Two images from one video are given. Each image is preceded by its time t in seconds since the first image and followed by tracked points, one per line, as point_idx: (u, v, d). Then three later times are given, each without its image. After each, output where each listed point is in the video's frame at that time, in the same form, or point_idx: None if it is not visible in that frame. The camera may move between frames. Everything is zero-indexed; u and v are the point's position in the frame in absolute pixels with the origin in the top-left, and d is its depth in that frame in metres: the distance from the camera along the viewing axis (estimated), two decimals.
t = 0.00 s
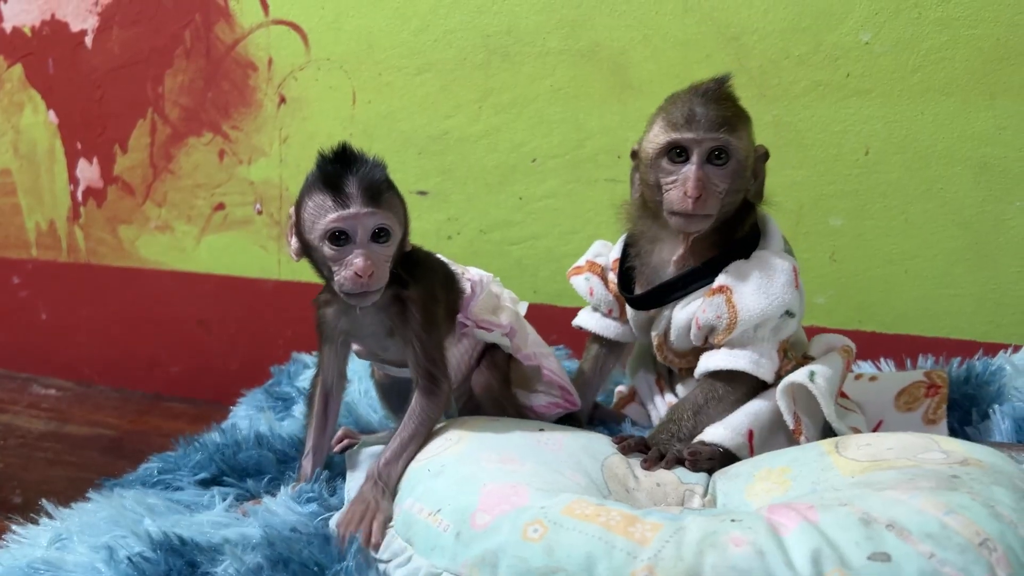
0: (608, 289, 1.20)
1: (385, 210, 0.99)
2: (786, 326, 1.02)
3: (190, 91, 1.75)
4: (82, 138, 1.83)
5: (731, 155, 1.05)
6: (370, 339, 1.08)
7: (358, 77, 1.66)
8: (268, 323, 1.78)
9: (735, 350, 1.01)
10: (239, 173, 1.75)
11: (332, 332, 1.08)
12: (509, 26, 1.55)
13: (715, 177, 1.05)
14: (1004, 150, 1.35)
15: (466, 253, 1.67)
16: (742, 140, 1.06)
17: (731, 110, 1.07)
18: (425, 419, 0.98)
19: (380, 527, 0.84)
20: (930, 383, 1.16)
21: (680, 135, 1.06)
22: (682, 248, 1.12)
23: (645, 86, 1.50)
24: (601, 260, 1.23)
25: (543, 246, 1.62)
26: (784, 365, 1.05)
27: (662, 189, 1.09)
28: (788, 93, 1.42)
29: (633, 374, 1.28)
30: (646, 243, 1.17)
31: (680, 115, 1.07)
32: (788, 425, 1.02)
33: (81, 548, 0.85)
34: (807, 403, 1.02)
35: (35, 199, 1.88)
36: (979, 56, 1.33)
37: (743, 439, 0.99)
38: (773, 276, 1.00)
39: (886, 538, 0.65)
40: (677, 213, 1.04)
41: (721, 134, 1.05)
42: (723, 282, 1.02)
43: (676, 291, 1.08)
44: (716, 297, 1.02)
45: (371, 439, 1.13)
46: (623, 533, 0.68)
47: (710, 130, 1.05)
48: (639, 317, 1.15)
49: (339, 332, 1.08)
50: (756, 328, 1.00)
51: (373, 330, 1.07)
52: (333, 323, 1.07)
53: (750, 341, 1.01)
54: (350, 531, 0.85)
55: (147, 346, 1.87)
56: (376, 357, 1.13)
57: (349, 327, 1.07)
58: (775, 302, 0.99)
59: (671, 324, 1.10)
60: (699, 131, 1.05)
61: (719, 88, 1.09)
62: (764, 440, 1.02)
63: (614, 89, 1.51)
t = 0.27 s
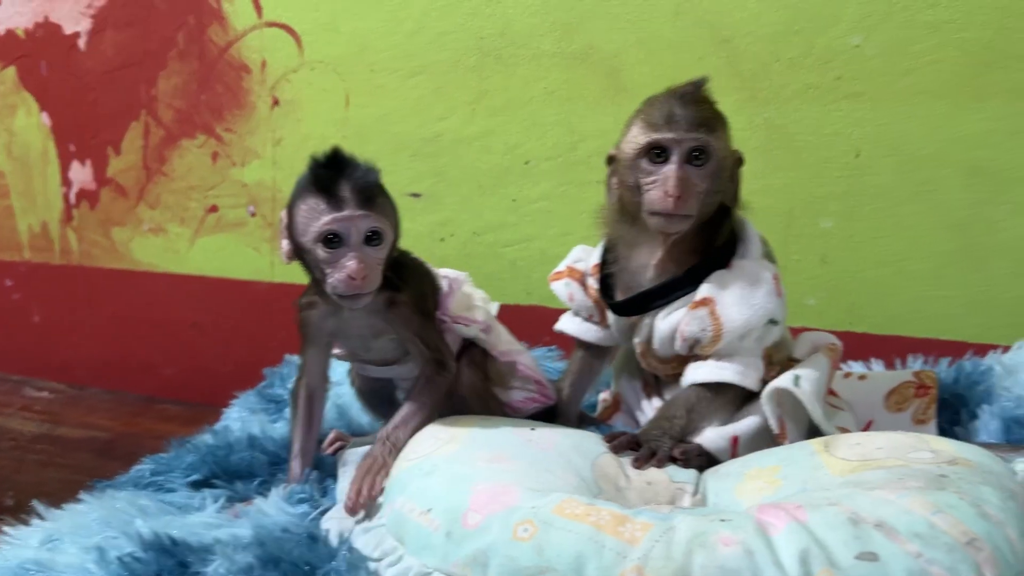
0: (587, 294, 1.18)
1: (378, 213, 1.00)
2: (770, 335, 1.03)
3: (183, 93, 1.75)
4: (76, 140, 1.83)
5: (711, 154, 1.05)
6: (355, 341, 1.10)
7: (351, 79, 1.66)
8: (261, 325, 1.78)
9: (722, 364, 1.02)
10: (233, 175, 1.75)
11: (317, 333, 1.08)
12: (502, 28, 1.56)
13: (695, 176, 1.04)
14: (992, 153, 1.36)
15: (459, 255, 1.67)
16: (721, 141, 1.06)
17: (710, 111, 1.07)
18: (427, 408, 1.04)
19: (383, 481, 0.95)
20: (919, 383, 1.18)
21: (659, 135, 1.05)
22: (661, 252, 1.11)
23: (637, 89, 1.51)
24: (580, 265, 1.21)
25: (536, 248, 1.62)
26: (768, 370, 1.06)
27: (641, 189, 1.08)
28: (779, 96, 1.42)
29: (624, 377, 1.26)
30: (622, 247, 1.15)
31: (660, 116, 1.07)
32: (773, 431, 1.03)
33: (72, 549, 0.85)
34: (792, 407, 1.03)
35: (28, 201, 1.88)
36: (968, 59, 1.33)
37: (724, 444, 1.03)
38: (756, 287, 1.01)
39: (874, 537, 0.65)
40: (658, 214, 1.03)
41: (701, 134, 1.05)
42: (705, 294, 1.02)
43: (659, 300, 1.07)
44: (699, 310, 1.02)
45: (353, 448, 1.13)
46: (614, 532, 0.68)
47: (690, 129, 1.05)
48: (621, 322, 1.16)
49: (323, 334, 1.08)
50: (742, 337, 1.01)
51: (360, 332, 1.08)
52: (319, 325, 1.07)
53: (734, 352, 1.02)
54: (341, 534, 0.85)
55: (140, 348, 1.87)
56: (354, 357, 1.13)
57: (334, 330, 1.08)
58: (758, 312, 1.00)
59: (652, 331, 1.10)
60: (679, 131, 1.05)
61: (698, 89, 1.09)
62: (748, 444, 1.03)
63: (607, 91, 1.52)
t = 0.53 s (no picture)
0: (552, 294, 1.23)
1: (367, 211, 1.04)
2: (740, 334, 1.05)
3: (172, 96, 1.76)
4: (64, 143, 1.84)
5: (674, 147, 1.07)
6: (337, 337, 1.15)
7: (339, 82, 1.67)
8: (250, 327, 1.79)
9: (695, 364, 1.04)
10: (222, 178, 1.76)
11: (301, 330, 1.12)
12: (489, 32, 1.57)
13: (659, 169, 1.07)
14: (970, 155, 1.38)
15: (446, 257, 1.68)
16: (684, 135, 1.09)
17: (675, 107, 1.10)
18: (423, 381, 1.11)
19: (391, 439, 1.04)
20: (896, 379, 1.21)
21: (625, 128, 1.08)
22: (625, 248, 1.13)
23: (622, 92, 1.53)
24: (546, 264, 1.26)
25: (522, 249, 1.64)
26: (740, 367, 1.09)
27: (606, 182, 1.10)
28: (761, 99, 1.45)
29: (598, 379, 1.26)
30: (587, 247, 1.19)
31: (625, 110, 1.09)
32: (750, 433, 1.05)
33: (61, 545, 0.86)
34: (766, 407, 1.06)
35: (17, 204, 1.89)
36: (946, 63, 1.36)
37: (689, 437, 1.07)
38: (726, 289, 1.04)
39: (845, 530, 0.67)
40: (623, 205, 1.04)
41: (666, 128, 1.07)
42: (678, 297, 1.04)
43: (624, 300, 1.09)
44: (672, 314, 1.03)
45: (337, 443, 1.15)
46: (593, 527, 0.70)
47: (655, 122, 1.07)
48: (588, 321, 1.15)
49: (307, 331, 1.13)
50: (716, 338, 1.03)
51: (344, 327, 1.13)
52: (305, 320, 1.12)
53: (706, 352, 1.04)
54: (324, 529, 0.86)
55: (129, 350, 1.88)
56: (334, 355, 1.18)
57: (318, 326, 1.13)
58: (730, 313, 1.02)
59: (621, 331, 1.11)
60: (644, 124, 1.07)
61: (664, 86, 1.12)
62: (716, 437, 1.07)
63: (592, 94, 1.54)
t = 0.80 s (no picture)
0: (548, 294, 1.22)
1: (379, 213, 1.07)
2: (733, 332, 1.06)
3: (173, 99, 1.77)
4: (65, 145, 1.84)
5: (669, 148, 1.09)
6: (346, 336, 1.17)
7: (339, 85, 1.68)
8: (250, 328, 1.80)
9: (693, 363, 1.04)
10: (223, 180, 1.77)
11: (309, 329, 1.14)
12: (488, 35, 1.58)
13: (656, 168, 1.08)
14: (967, 156, 1.39)
15: (445, 258, 1.69)
16: (680, 136, 1.10)
17: (670, 108, 1.11)
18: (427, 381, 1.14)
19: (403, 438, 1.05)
20: (884, 374, 1.22)
21: (621, 128, 1.09)
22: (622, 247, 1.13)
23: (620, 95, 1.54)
24: (540, 264, 1.25)
25: (521, 251, 1.65)
26: (732, 363, 1.11)
27: (603, 181, 1.11)
28: (759, 101, 1.46)
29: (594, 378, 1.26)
30: (583, 248, 1.19)
31: (621, 111, 1.10)
32: (744, 429, 1.07)
33: (65, 544, 0.87)
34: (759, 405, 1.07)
35: (19, 206, 1.90)
36: (942, 65, 1.37)
37: (681, 437, 1.09)
38: (720, 287, 1.04)
39: (841, 527, 0.68)
40: (622, 201, 1.05)
41: (662, 127, 1.09)
42: (673, 295, 1.04)
43: (620, 299, 1.09)
44: (668, 312, 1.04)
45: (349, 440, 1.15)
46: (592, 524, 0.71)
47: (651, 123, 1.09)
48: (583, 321, 1.16)
49: (316, 331, 1.14)
50: (710, 336, 1.04)
51: (352, 325, 1.16)
52: (314, 319, 1.14)
53: (700, 350, 1.05)
54: (326, 527, 0.87)
55: (129, 352, 1.88)
56: (340, 354, 1.20)
57: (325, 326, 1.15)
58: (724, 311, 1.03)
59: (616, 330, 1.12)
60: (640, 125, 1.09)
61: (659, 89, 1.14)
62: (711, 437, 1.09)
63: (591, 96, 1.55)
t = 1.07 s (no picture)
0: (558, 294, 1.22)
1: (386, 210, 1.07)
2: (737, 334, 1.06)
3: (171, 103, 1.77)
4: (64, 149, 1.85)
5: (676, 161, 1.09)
6: (355, 335, 1.17)
7: (337, 88, 1.69)
8: (249, 331, 1.80)
9: (693, 360, 1.05)
10: (221, 184, 1.77)
11: (318, 329, 1.13)
12: (486, 38, 1.59)
13: (661, 183, 1.08)
14: (964, 159, 1.39)
15: (444, 261, 1.69)
16: (686, 150, 1.10)
17: (678, 119, 1.11)
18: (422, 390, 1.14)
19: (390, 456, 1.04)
20: (882, 379, 1.22)
21: (627, 144, 1.09)
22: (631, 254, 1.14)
23: (618, 98, 1.54)
24: (551, 265, 1.25)
25: (520, 254, 1.65)
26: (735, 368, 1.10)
27: (610, 194, 1.12)
28: (756, 103, 1.46)
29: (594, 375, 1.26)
30: (595, 250, 1.19)
31: (627, 123, 1.10)
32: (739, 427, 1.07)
33: (61, 548, 0.87)
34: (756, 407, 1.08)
35: (18, 210, 1.90)
36: (939, 67, 1.37)
37: (681, 440, 1.09)
38: (724, 287, 1.04)
39: (836, 530, 0.68)
40: (625, 216, 1.06)
41: (668, 143, 1.09)
42: (677, 293, 1.05)
43: (628, 299, 1.10)
44: (670, 309, 1.04)
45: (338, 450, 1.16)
46: (587, 525, 0.71)
47: (657, 137, 1.09)
48: (590, 321, 1.16)
49: (325, 331, 1.14)
50: (712, 336, 1.04)
51: (361, 325, 1.16)
52: (325, 319, 1.13)
53: (701, 350, 1.05)
54: (323, 531, 0.87)
55: (128, 355, 1.88)
56: (348, 352, 1.19)
57: (335, 325, 1.15)
58: (728, 311, 1.03)
59: (622, 329, 1.12)
60: (645, 139, 1.09)
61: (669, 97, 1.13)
62: (710, 442, 1.08)
63: (588, 100, 1.55)
